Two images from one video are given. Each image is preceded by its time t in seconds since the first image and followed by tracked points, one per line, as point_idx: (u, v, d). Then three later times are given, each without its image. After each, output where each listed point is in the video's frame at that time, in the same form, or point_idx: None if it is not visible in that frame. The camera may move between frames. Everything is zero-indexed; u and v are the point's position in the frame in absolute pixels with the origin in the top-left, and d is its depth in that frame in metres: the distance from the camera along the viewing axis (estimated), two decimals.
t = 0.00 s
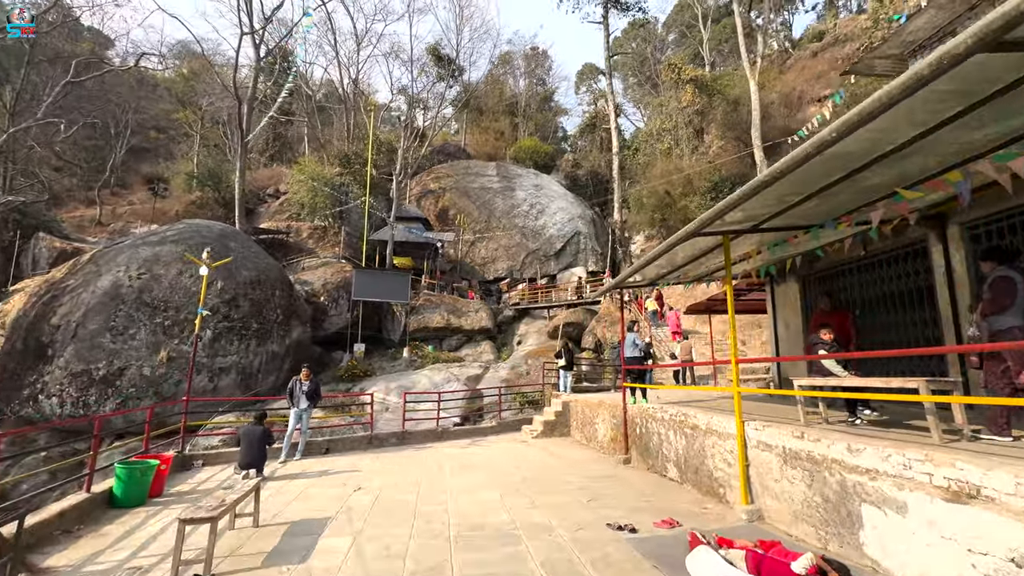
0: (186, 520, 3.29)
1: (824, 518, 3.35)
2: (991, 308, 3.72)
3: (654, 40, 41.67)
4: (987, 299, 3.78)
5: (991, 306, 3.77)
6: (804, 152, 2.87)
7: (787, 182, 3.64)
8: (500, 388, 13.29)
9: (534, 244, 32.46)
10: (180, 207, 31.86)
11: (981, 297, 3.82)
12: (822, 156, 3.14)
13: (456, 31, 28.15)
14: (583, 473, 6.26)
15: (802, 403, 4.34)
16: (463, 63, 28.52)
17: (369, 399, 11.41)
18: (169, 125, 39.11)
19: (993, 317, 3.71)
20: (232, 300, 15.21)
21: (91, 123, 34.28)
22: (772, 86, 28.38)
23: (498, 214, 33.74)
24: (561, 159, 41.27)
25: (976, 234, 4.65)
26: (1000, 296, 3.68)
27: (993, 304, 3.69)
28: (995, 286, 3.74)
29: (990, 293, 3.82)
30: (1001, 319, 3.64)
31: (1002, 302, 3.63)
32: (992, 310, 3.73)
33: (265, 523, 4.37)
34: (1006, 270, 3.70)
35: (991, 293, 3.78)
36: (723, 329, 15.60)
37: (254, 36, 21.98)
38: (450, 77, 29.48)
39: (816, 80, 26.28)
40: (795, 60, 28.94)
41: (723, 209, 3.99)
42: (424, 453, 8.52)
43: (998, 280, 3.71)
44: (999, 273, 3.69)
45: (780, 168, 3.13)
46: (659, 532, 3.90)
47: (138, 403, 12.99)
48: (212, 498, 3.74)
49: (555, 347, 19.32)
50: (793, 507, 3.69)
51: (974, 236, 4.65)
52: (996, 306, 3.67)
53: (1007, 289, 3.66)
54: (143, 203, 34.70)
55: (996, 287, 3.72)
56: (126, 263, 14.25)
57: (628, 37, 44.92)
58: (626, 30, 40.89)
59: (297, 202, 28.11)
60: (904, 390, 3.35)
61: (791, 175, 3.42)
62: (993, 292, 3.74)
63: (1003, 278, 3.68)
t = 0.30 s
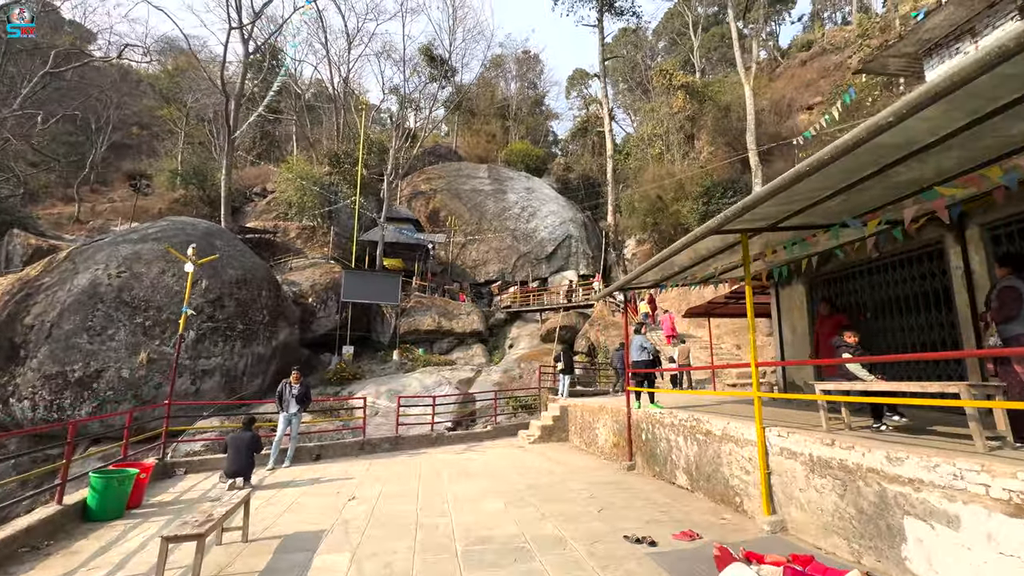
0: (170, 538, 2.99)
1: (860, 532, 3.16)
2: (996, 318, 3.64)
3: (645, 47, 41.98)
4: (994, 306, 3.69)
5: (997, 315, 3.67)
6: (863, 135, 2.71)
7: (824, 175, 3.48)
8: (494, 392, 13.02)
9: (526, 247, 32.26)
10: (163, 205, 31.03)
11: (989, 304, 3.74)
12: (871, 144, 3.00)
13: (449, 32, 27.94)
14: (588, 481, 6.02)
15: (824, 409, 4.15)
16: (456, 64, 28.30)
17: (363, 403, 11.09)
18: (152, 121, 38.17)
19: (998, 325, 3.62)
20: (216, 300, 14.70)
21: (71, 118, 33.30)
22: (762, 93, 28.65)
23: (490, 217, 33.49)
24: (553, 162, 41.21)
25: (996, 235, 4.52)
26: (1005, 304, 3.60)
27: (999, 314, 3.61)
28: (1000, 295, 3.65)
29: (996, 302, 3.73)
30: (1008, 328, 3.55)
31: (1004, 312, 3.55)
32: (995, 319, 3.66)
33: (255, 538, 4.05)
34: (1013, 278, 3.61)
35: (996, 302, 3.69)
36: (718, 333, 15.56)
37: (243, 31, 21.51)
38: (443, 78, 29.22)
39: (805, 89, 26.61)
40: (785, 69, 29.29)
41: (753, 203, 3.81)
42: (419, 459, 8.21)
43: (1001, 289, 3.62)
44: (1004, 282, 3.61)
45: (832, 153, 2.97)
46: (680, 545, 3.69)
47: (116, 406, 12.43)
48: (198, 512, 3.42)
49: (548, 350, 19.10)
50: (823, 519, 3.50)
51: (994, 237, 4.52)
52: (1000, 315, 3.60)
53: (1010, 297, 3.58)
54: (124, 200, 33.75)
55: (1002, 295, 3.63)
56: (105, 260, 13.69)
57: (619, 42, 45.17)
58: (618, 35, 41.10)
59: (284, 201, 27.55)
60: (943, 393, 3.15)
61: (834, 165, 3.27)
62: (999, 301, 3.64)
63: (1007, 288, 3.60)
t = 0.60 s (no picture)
0: (150, 563, 2.70)
1: (898, 547, 2.98)
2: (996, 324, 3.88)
3: (635, 52, 42.21)
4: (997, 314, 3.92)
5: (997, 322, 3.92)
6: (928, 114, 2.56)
7: (862, 168, 3.34)
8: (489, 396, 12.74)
9: (518, 249, 32.03)
10: (145, 203, 30.19)
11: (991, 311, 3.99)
12: (922, 131, 2.87)
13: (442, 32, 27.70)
14: (593, 490, 5.80)
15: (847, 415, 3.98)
16: (448, 64, 28.05)
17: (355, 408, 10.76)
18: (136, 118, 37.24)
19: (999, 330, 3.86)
20: (201, 302, 14.22)
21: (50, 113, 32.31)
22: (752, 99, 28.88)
23: (481, 219, 33.22)
24: (544, 165, 41.10)
25: (1016, 237, 4.42)
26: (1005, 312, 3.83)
27: (999, 320, 3.85)
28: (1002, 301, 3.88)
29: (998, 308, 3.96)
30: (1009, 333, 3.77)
31: (1003, 318, 3.80)
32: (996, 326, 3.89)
33: (244, 558, 3.74)
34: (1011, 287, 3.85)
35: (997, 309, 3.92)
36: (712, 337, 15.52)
37: (230, 27, 21.01)
38: (435, 78, 28.95)
39: (795, 95, 26.89)
40: (775, 75, 29.57)
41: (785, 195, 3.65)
42: (415, 467, 7.92)
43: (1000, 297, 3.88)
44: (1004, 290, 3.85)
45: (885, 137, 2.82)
46: (701, 562, 3.48)
47: (93, 412, 11.86)
48: (182, 533, 3.13)
49: (542, 353, 18.87)
50: (852, 533, 3.32)
51: (1014, 239, 4.41)
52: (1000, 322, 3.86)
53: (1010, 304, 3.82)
54: (104, 198, 32.79)
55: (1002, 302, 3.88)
56: (83, 259, 13.14)
57: (610, 47, 45.33)
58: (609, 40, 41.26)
59: (272, 200, 27.00)
60: (986, 401, 2.98)
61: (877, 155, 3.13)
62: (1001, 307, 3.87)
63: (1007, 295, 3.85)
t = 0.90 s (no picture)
0: None
1: (930, 550, 2.83)
2: (996, 320, 3.87)
3: (622, 54, 42.40)
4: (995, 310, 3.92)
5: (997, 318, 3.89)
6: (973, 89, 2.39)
7: (888, 152, 3.19)
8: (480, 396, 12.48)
9: (506, 249, 31.79)
10: (121, 201, 29.20)
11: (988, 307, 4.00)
12: (961, 110, 2.70)
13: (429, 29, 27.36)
14: (595, 492, 5.59)
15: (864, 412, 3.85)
16: (436, 62, 27.73)
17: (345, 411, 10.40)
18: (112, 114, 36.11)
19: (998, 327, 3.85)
20: (180, 302, 13.69)
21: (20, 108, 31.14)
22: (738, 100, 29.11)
23: (469, 218, 32.92)
24: (532, 165, 40.94)
25: None
26: (1006, 308, 3.81)
27: (999, 316, 3.83)
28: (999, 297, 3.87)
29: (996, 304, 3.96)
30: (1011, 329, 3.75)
31: (1003, 314, 3.79)
32: (998, 322, 3.86)
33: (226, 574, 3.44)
34: (1011, 282, 3.83)
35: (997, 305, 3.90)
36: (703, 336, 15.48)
37: (211, 20, 20.39)
38: (423, 76, 28.59)
39: (780, 97, 27.21)
40: (760, 77, 29.85)
41: (805, 180, 3.48)
42: (406, 471, 7.63)
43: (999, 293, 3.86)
44: (1004, 285, 3.83)
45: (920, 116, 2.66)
46: (720, 569, 3.29)
47: (64, 418, 11.28)
48: (156, 549, 2.82)
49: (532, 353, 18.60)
50: (877, 536, 3.17)
51: None
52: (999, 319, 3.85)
53: (1008, 300, 3.80)
54: (78, 196, 31.67)
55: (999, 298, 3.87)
56: (55, 258, 12.55)
57: (597, 48, 45.44)
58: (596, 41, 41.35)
59: (255, 198, 26.33)
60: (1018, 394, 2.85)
61: (907, 137, 2.97)
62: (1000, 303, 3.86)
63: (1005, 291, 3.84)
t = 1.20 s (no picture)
0: None
1: (948, 555, 2.71)
2: (984, 316, 3.84)
3: (601, 56, 42.62)
4: (981, 306, 3.90)
5: (985, 314, 3.88)
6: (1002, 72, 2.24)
7: (899, 142, 3.07)
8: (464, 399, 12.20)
9: (487, 249, 31.49)
10: (82, 199, 27.76)
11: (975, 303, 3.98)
12: (978, 98, 2.58)
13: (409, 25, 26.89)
14: (589, 498, 5.41)
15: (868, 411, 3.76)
16: (416, 59, 27.27)
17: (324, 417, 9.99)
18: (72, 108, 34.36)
19: (987, 323, 3.81)
20: (145, 304, 12.98)
21: None
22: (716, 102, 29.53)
23: (450, 218, 32.51)
24: (513, 165, 40.70)
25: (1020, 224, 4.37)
26: (992, 303, 3.80)
27: (988, 311, 3.82)
28: (986, 293, 3.85)
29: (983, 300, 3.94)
30: (1000, 325, 3.72)
31: (992, 311, 3.77)
32: (987, 318, 3.84)
33: None
34: (998, 279, 3.81)
35: (985, 301, 3.88)
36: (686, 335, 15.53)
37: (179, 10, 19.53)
38: (402, 73, 28.09)
39: (756, 100, 27.73)
40: (736, 80, 30.30)
41: (813, 173, 3.35)
42: (390, 479, 7.31)
43: (986, 290, 3.85)
44: (990, 282, 3.81)
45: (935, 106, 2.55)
46: None
47: (17, 429, 10.51)
48: None
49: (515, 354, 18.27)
50: (889, 540, 3.05)
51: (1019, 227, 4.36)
52: (988, 314, 3.82)
53: (996, 297, 3.77)
54: (35, 194, 29.98)
55: (987, 295, 3.84)
56: (7, 257, 11.71)
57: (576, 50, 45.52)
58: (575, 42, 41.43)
59: (226, 197, 25.37)
60: None
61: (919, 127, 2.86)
62: (986, 299, 3.84)
63: (992, 287, 3.82)
